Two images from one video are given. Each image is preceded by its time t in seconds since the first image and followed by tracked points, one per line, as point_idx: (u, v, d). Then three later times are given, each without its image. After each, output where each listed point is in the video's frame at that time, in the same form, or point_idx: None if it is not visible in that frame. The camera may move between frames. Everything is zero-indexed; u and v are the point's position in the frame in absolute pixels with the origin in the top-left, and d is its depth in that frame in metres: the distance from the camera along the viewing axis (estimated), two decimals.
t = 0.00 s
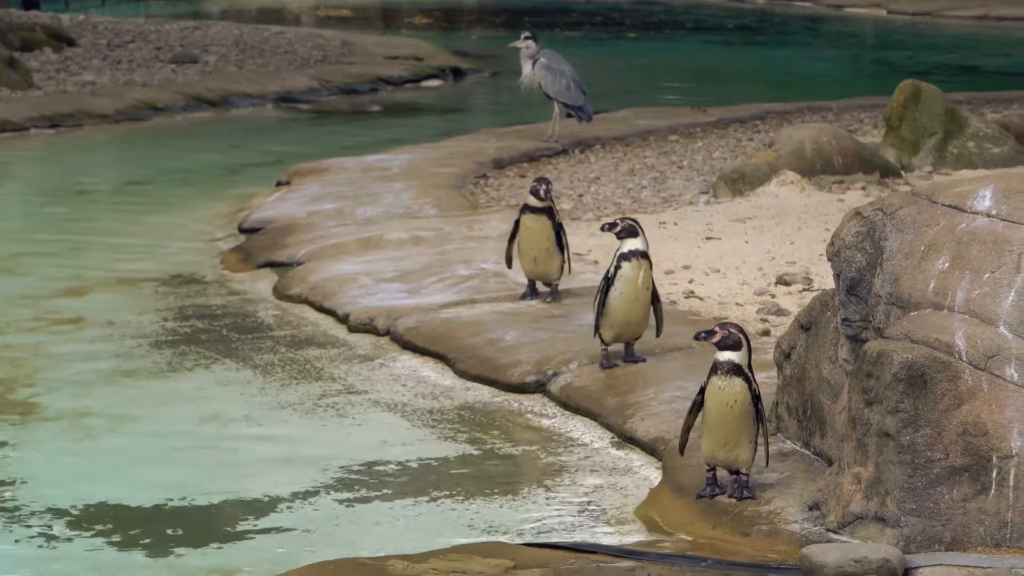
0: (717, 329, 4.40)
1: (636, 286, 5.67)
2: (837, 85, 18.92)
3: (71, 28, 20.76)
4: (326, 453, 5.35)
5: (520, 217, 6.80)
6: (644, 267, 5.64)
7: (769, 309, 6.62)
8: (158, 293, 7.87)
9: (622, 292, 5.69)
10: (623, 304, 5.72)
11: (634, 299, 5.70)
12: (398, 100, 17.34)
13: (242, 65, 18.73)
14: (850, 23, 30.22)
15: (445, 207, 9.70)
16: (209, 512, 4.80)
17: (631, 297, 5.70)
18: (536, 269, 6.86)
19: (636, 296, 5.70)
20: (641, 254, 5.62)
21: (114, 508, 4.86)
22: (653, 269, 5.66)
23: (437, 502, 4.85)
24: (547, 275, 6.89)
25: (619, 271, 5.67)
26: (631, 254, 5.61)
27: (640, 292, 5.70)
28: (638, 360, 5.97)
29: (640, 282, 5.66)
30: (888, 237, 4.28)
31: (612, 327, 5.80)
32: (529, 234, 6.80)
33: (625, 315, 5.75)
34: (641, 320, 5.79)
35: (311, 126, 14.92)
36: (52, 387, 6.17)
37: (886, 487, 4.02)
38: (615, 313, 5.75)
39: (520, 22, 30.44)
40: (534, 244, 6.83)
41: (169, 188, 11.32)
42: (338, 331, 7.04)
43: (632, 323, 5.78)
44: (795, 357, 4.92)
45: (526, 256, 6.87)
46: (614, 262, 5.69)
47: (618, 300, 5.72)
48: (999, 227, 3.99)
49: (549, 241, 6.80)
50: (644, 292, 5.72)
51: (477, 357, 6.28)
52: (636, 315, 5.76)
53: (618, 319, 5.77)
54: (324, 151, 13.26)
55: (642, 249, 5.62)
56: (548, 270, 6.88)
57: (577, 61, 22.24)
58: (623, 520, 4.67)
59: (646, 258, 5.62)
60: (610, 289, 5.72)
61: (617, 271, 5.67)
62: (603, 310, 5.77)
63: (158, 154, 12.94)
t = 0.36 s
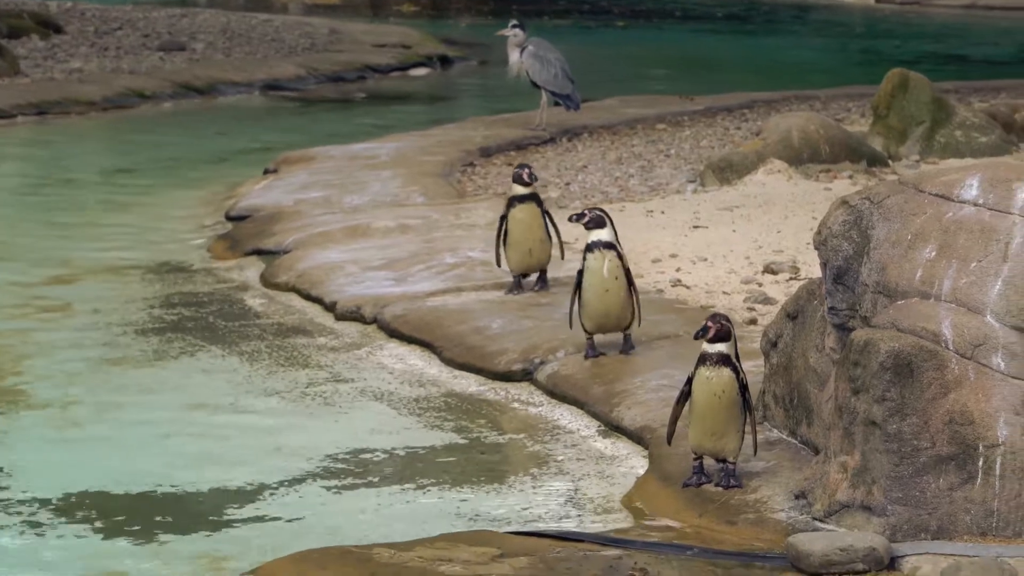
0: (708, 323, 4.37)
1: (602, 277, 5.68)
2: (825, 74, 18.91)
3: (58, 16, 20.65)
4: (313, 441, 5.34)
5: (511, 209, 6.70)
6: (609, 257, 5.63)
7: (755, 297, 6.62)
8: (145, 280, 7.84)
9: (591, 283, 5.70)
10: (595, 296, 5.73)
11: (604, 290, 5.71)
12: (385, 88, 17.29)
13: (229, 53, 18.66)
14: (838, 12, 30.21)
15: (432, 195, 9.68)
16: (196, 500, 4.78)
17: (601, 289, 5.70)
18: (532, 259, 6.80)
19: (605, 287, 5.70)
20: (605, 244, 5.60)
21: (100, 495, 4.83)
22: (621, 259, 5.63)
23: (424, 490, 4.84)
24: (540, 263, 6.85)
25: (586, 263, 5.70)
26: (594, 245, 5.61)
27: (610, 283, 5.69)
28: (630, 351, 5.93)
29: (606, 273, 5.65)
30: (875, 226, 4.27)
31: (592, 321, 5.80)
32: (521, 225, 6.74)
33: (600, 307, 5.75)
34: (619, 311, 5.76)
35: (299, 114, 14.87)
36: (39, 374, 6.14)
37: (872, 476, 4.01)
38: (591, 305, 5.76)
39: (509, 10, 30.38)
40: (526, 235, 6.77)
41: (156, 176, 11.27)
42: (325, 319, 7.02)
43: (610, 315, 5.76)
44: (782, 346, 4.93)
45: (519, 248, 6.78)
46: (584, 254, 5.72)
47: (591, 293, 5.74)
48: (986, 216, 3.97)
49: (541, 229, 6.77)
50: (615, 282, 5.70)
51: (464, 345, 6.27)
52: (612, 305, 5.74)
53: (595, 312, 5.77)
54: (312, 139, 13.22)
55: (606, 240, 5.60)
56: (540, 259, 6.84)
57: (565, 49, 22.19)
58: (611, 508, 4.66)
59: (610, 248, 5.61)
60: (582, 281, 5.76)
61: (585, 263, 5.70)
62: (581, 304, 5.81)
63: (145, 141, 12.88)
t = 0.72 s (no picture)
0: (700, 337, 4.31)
1: (608, 270, 5.60)
2: (809, 61, 18.92)
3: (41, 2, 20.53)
4: (297, 428, 5.32)
5: (493, 200, 6.61)
6: (618, 251, 5.55)
7: (740, 285, 6.61)
8: (128, 267, 7.80)
9: (595, 273, 5.63)
10: (597, 287, 5.65)
11: (608, 283, 5.63)
12: (370, 75, 17.24)
13: (214, 40, 18.58)
14: None
15: (417, 182, 9.65)
16: (180, 487, 4.76)
17: (605, 280, 5.63)
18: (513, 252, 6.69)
19: (609, 279, 5.62)
20: (616, 238, 5.52)
21: (84, 483, 4.81)
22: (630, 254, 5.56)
23: (408, 478, 4.82)
24: (523, 257, 6.74)
25: (594, 252, 5.61)
26: (605, 238, 5.53)
27: (615, 276, 5.61)
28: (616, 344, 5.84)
29: (615, 266, 5.58)
30: (859, 214, 4.28)
31: (587, 308, 5.75)
32: (502, 216, 6.65)
33: (600, 299, 5.67)
34: (617, 304, 5.70)
35: (283, 102, 14.81)
36: (23, 362, 6.11)
37: (856, 463, 4.01)
38: (591, 295, 5.68)
39: None
40: (507, 227, 6.66)
41: (140, 163, 11.21)
42: (309, 306, 6.99)
43: (607, 306, 5.70)
44: (766, 333, 4.93)
45: (499, 240, 6.70)
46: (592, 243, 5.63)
47: (593, 283, 5.66)
48: (970, 204, 3.98)
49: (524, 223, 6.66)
50: (620, 276, 5.63)
51: (448, 333, 6.26)
52: (612, 298, 5.67)
53: (594, 302, 5.70)
54: (296, 126, 13.17)
55: (618, 234, 5.52)
56: (523, 252, 6.74)
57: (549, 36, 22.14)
58: (594, 495, 4.65)
59: (621, 242, 5.52)
60: (586, 270, 5.67)
61: (593, 252, 5.61)
62: (580, 291, 5.73)
63: (130, 129, 12.82)
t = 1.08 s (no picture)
0: (681, 353, 4.26)
1: (589, 258, 5.57)
2: (798, 44, 18.89)
3: None
4: (285, 411, 5.31)
5: (468, 185, 6.63)
6: (596, 239, 5.52)
7: (727, 268, 6.61)
8: (116, 250, 7.78)
9: (577, 262, 5.60)
10: (581, 276, 5.62)
11: (591, 270, 5.60)
12: (358, 58, 17.19)
13: (201, 23, 18.51)
14: None
15: (405, 165, 9.63)
16: (167, 470, 4.75)
17: (587, 268, 5.59)
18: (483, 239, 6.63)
19: (591, 267, 5.59)
20: (592, 227, 5.50)
21: (70, 465, 4.79)
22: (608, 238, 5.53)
23: (396, 460, 4.82)
24: (494, 246, 6.66)
25: (571, 243, 5.58)
26: (581, 228, 5.50)
27: (596, 264, 5.58)
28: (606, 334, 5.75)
29: (593, 253, 5.55)
30: (847, 196, 4.27)
31: (576, 299, 5.69)
32: (475, 202, 6.64)
33: (585, 287, 5.63)
34: (604, 289, 5.65)
35: (271, 85, 14.76)
36: (10, 345, 6.09)
37: (844, 445, 4.01)
38: (575, 285, 5.65)
39: None
40: (480, 214, 6.64)
41: (128, 146, 11.17)
42: (297, 289, 6.98)
43: (594, 294, 5.65)
44: (754, 316, 4.94)
45: (472, 226, 6.68)
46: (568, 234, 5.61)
47: (576, 273, 5.63)
48: (958, 186, 3.98)
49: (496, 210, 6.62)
50: (602, 262, 5.59)
51: (436, 316, 6.24)
52: (597, 284, 5.63)
53: (580, 291, 5.65)
54: (284, 109, 13.13)
55: (595, 223, 5.49)
56: (495, 241, 6.66)
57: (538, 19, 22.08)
58: (582, 477, 4.64)
59: (597, 229, 5.49)
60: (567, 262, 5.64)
61: (569, 243, 5.58)
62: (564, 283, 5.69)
63: (117, 112, 12.77)
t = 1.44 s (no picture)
0: (664, 341, 4.23)
1: (602, 249, 5.48)
2: (785, 27, 18.87)
3: None
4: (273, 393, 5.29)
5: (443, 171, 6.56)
6: (612, 230, 5.43)
7: (715, 250, 6.61)
8: (104, 232, 7.74)
9: (590, 252, 5.50)
10: (592, 266, 5.52)
11: (603, 261, 5.50)
12: (346, 40, 17.13)
13: (188, 4, 18.42)
14: None
15: (393, 147, 9.60)
16: (155, 452, 4.73)
17: (599, 259, 5.50)
18: (466, 225, 6.57)
19: (604, 258, 5.50)
20: (610, 218, 5.41)
21: (58, 448, 4.77)
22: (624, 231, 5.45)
23: (383, 443, 4.81)
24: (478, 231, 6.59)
25: (586, 232, 5.48)
26: (599, 219, 5.41)
27: (610, 255, 5.49)
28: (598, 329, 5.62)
29: (608, 245, 5.46)
30: (834, 178, 4.27)
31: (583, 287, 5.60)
32: (452, 188, 6.57)
33: (595, 277, 5.55)
34: (614, 281, 5.57)
35: (259, 66, 14.71)
36: None
37: (831, 427, 4.01)
38: (586, 273, 5.55)
39: None
40: (459, 200, 6.58)
41: (116, 128, 11.12)
42: (285, 272, 6.96)
43: (605, 283, 5.56)
44: (741, 298, 4.94)
45: (452, 213, 6.61)
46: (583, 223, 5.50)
47: (587, 262, 5.53)
48: (945, 168, 3.98)
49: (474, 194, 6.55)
50: (615, 255, 5.50)
51: (424, 298, 6.23)
52: (607, 275, 5.54)
53: (589, 280, 5.57)
54: (272, 91, 13.09)
55: (612, 215, 5.41)
56: (479, 225, 6.60)
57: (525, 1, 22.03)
58: (570, 460, 4.64)
59: (615, 221, 5.41)
60: (578, 250, 5.54)
61: (585, 232, 5.48)
62: (574, 271, 5.59)
63: (104, 94, 12.70)
